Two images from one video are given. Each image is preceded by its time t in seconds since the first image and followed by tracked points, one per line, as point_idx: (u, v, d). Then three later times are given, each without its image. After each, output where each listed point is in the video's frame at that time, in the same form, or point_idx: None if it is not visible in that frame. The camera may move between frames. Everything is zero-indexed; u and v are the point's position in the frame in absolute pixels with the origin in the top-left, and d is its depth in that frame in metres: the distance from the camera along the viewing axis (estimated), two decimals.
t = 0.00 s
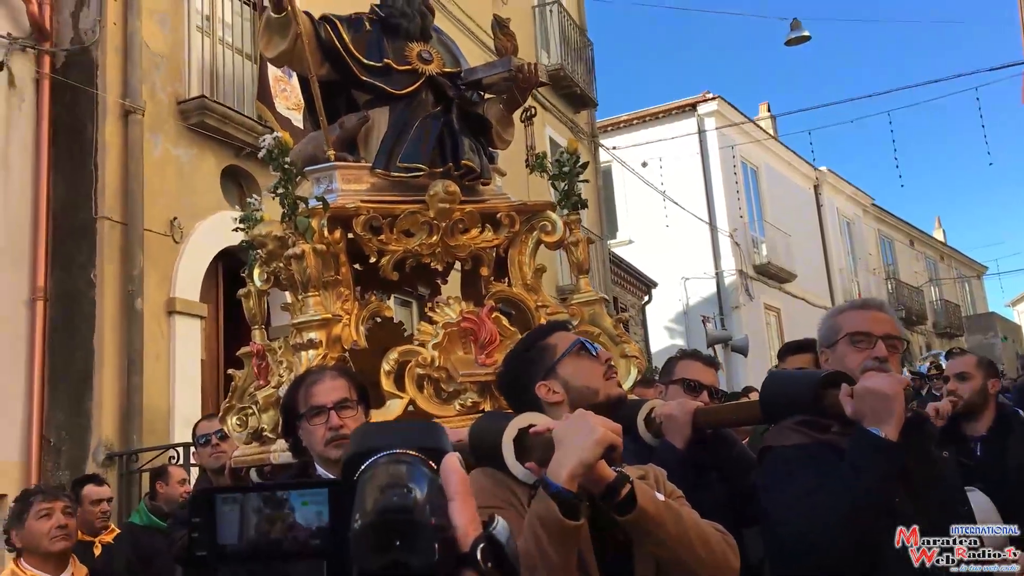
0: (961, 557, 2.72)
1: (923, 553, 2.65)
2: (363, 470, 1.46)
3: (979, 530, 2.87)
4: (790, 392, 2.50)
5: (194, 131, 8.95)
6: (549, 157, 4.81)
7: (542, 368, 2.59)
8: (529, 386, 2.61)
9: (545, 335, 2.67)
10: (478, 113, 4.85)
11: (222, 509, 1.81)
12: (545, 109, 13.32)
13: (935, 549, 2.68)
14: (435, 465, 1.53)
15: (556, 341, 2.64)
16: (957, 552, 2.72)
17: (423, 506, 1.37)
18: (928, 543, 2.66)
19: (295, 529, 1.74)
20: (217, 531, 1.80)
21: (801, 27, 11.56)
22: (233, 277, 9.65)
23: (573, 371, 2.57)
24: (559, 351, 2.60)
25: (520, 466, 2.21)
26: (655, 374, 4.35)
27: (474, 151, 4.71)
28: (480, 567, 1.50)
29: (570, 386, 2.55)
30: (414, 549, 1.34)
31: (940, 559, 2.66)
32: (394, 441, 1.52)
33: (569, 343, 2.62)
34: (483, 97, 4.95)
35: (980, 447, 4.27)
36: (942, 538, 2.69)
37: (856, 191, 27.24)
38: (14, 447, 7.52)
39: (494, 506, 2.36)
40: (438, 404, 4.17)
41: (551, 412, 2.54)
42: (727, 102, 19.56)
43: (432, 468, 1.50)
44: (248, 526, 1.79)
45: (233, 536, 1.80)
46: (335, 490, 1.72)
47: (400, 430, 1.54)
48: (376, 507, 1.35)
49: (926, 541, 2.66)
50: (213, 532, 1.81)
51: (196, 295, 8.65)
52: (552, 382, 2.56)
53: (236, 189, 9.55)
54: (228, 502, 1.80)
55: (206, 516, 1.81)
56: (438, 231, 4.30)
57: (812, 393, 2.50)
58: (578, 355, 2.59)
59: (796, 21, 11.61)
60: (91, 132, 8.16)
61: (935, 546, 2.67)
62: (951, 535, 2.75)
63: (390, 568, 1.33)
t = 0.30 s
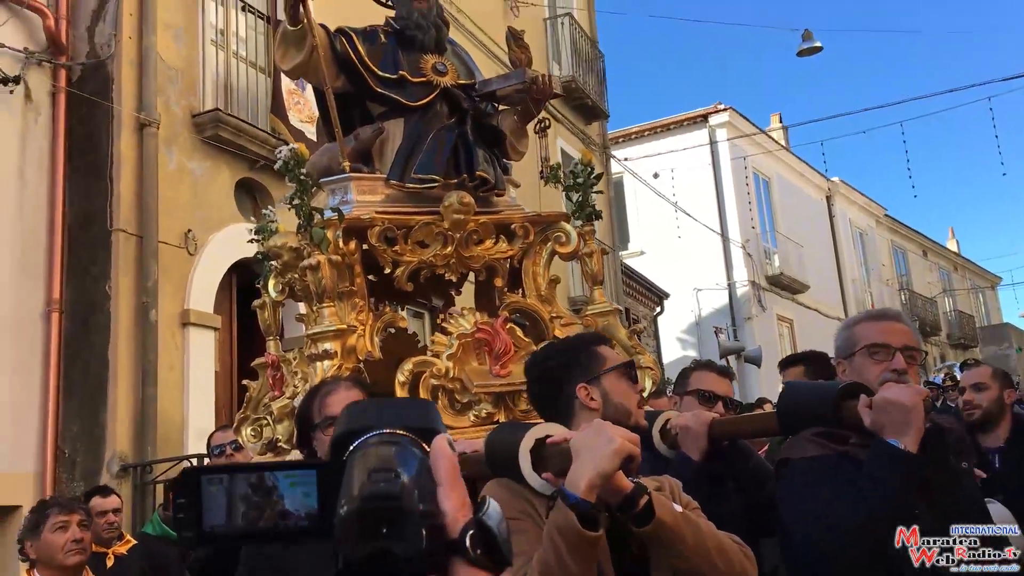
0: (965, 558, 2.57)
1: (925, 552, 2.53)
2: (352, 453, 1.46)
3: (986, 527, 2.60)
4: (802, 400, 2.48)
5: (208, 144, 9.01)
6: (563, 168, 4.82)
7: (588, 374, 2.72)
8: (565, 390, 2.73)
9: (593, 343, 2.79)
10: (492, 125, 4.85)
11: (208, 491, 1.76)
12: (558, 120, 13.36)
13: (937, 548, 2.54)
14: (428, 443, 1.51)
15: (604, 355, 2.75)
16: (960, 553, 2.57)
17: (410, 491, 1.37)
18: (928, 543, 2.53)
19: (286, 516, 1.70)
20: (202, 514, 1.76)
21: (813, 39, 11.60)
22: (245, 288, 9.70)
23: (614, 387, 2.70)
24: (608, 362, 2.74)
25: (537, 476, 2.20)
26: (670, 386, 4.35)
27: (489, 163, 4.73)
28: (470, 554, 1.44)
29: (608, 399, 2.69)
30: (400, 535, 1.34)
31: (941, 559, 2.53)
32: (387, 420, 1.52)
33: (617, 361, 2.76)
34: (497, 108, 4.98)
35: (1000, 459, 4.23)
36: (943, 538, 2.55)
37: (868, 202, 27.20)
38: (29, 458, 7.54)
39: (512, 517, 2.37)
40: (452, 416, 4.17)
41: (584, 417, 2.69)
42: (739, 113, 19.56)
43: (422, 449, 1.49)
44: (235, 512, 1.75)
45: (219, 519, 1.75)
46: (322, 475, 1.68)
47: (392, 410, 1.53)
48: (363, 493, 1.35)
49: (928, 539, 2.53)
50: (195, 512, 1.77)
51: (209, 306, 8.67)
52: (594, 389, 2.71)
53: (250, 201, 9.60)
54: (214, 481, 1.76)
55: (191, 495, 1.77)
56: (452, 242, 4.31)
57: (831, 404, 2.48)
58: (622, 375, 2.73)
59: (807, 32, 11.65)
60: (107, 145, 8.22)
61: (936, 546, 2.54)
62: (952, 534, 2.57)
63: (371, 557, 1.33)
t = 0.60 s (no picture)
0: (965, 557, 2.55)
1: (926, 552, 2.52)
2: (354, 441, 1.36)
3: (988, 526, 2.55)
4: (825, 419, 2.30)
5: (221, 156, 9.05)
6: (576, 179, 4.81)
7: (606, 386, 2.72)
8: (581, 402, 2.72)
9: (610, 356, 2.79)
10: (505, 136, 4.85)
11: (208, 479, 1.61)
12: (568, 132, 13.38)
13: (936, 548, 2.50)
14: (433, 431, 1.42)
15: (619, 368, 2.75)
16: (960, 552, 2.54)
17: (414, 485, 1.26)
18: (928, 543, 2.51)
19: (290, 513, 1.56)
20: (203, 507, 1.60)
21: (825, 49, 11.59)
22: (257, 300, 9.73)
23: (631, 401, 2.72)
24: (626, 375, 2.74)
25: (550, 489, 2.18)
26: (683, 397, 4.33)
27: (501, 173, 4.74)
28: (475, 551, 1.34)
29: (625, 412, 2.70)
30: (401, 532, 1.23)
31: (941, 559, 2.51)
32: (386, 409, 1.42)
33: (633, 375, 2.77)
34: (509, 118, 4.99)
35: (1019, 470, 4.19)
36: (943, 538, 2.50)
37: (879, 212, 27.11)
38: (42, 470, 7.55)
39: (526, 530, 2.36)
40: (465, 427, 4.12)
41: (602, 427, 2.69)
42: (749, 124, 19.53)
43: (425, 439, 1.39)
44: (236, 509, 1.59)
45: (219, 511, 1.59)
46: (326, 465, 1.53)
47: (394, 396, 1.44)
48: (362, 489, 1.23)
49: (929, 539, 2.50)
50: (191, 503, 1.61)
51: (221, 318, 8.69)
52: (612, 401, 2.70)
53: (261, 212, 9.64)
54: (214, 471, 1.60)
55: (191, 487, 1.61)
56: (465, 253, 4.30)
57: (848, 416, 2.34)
58: (638, 390, 2.74)
59: (818, 42, 11.65)
60: (121, 158, 8.27)
61: (937, 546, 2.51)
62: (953, 533, 2.51)
63: (372, 557, 1.21)
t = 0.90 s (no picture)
0: (967, 558, 2.43)
1: (925, 553, 2.46)
2: (361, 446, 1.37)
3: (989, 525, 2.44)
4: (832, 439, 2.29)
5: (230, 169, 9.09)
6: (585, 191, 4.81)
7: (619, 399, 2.70)
8: (592, 416, 2.71)
9: (622, 368, 2.79)
10: (514, 148, 4.86)
11: (211, 486, 1.57)
12: (576, 143, 13.42)
13: (936, 548, 2.44)
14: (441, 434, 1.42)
15: (631, 382, 2.74)
16: (961, 552, 2.43)
17: (419, 492, 1.26)
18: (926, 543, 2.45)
19: (294, 522, 1.57)
20: (205, 513, 1.56)
21: (832, 60, 11.61)
22: (267, 313, 9.74)
23: (642, 415, 2.70)
24: (639, 388, 2.73)
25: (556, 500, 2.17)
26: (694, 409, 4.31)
27: (510, 185, 4.74)
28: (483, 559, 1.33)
29: (636, 425, 2.68)
30: (406, 541, 1.23)
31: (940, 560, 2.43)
32: (392, 409, 1.43)
33: (645, 389, 2.74)
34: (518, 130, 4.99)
35: None
36: (943, 538, 2.43)
37: (888, 223, 27.05)
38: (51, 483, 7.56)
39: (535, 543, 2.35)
40: (475, 439, 4.11)
41: (612, 440, 2.67)
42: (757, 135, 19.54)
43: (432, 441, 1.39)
44: (238, 517, 1.57)
45: (221, 517, 1.57)
46: (333, 471, 1.56)
47: (403, 398, 1.45)
48: (367, 497, 1.24)
49: (928, 539, 2.45)
50: (189, 510, 1.56)
51: (230, 330, 8.70)
52: (624, 414, 2.69)
53: (270, 225, 9.67)
54: (218, 476, 1.57)
55: (193, 492, 1.56)
56: (475, 265, 4.30)
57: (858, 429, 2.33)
58: (649, 405, 2.72)
59: (826, 53, 11.67)
60: (130, 172, 8.32)
61: (935, 546, 2.45)
62: (952, 534, 2.43)
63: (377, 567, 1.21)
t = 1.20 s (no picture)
0: (966, 557, 2.44)
1: (926, 553, 2.46)
2: (372, 474, 1.50)
3: (989, 525, 2.45)
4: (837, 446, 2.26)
5: (237, 183, 9.12)
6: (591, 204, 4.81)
7: (606, 416, 2.77)
8: (586, 427, 2.82)
9: (622, 383, 2.82)
10: (520, 161, 4.87)
11: (221, 522, 1.74)
12: (582, 157, 13.44)
13: (937, 548, 2.45)
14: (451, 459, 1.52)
15: (627, 397, 2.77)
16: (961, 552, 2.44)
17: (422, 524, 1.38)
18: (927, 543, 2.47)
19: (302, 555, 1.68)
20: (215, 547, 1.74)
21: (837, 73, 11.62)
22: (273, 326, 9.75)
23: (627, 432, 2.73)
24: (628, 405, 2.76)
25: (563, 515, 2.15)
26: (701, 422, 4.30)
27: (517, 199, 4.75)
28: None
29: (619, 443, 2.72)
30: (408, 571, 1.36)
31: (941, 559, 2.45)
32: (406, 438, 1.55)
33: (637, 407, 2.75)
34: (525, 144, 5.00)
35: None
36: (943, 538, 2.44)
37: (895, 235, 27.00)
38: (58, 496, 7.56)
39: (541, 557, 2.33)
40: (482, 453, 4.11)
41: (596, 458, 2.76)
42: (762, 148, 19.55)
43: (444, 470, 1.50)
44: (246, 551, 1.72)
45: (230, 552, 1.72)
46: (341, 502, 1.67)
47: (418, 428, 1.56)
48: (371, 529, 1.36)
49: (929, 539, 2.46)
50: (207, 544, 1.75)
51: (236, 343, 8.71)
52: (606, 431, 2.76)
53: (276, 238, 9.70)
54: (223, 510, 1.73)
55: (201, 528, 1.75)
56: (481, 278, 4.30)
57: (867, 441, 2.28)
58: (638, 423, 2.73)
59: (831, 66, 11.69)
60: (138, 186, 8.35)
61: (936, 546, 2.45)
62: (952, 533, 2.43)
63: None
